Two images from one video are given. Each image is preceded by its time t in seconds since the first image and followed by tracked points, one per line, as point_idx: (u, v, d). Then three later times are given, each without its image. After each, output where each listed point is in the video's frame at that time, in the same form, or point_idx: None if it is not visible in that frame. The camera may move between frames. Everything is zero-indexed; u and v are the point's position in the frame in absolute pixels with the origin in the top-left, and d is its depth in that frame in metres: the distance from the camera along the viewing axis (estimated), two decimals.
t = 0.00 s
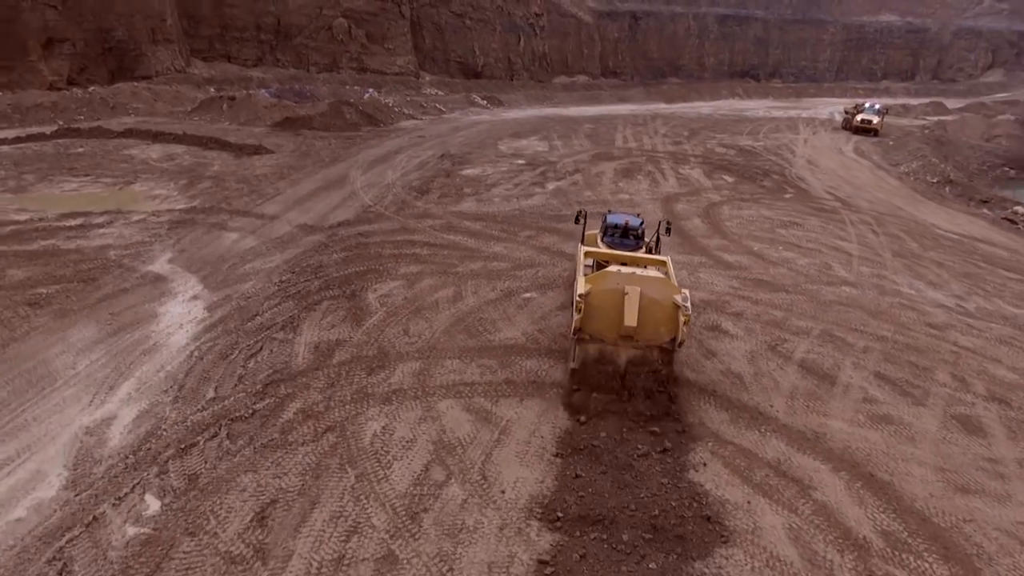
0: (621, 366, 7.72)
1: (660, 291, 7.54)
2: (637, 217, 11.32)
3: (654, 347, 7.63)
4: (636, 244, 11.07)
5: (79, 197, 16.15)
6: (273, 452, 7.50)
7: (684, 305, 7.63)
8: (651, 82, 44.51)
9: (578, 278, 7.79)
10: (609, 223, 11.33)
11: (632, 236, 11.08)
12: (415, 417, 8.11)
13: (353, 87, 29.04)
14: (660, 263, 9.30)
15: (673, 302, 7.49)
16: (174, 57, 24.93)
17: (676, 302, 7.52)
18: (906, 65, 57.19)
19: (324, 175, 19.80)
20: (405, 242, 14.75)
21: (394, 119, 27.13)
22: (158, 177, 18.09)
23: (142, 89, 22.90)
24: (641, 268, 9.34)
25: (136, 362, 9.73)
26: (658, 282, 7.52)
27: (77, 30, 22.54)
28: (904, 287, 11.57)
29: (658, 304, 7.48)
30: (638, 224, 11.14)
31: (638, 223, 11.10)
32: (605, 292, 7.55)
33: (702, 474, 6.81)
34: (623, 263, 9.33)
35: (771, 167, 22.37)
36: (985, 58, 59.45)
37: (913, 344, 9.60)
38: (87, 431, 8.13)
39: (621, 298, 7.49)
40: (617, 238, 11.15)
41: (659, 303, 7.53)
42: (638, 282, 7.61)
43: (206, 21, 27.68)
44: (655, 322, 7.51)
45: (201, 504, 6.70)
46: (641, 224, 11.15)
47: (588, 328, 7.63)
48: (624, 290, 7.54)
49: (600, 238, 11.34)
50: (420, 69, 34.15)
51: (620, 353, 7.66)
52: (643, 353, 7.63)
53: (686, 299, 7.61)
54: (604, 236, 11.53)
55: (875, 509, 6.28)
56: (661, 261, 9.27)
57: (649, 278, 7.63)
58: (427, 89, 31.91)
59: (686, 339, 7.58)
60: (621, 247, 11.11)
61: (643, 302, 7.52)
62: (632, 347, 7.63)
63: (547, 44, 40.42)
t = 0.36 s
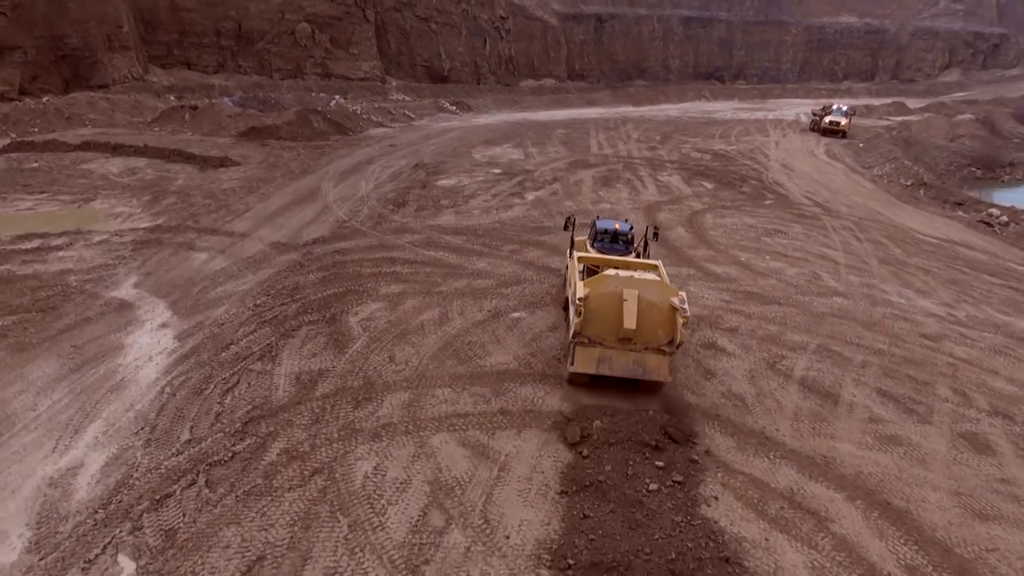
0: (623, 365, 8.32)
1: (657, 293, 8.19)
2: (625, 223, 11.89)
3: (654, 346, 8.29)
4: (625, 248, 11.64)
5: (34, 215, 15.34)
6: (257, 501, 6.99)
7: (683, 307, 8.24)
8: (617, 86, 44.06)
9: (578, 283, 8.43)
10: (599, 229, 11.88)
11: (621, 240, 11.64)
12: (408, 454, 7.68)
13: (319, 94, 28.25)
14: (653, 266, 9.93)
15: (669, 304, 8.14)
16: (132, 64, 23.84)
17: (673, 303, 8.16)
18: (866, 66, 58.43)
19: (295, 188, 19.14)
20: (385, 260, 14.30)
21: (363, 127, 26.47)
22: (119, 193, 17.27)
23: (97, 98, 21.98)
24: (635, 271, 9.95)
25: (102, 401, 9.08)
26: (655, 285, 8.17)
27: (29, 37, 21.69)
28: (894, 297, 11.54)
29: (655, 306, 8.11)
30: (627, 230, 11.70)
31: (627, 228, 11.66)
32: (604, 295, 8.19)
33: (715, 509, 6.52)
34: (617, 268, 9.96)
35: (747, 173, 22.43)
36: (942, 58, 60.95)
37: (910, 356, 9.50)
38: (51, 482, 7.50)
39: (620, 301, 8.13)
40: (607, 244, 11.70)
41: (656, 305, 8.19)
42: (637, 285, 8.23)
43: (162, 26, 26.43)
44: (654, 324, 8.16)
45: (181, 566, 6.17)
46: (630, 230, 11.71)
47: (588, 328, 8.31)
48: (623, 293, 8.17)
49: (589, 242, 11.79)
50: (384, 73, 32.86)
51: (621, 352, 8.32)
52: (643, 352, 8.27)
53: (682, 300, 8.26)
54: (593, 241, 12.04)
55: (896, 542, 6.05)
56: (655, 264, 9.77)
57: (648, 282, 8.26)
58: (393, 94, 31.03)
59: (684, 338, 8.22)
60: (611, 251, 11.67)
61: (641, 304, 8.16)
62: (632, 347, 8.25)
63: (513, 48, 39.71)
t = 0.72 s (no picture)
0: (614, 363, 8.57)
1: (645, 292, 8.47)
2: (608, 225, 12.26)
3: (643, 343, 8.56)
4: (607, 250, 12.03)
5: None
6: (240, 554, 6.52)
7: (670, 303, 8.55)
8: (583, 88, 43.87)
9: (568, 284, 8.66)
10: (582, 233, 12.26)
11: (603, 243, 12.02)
12: (400, 492, 7.28)
13: (282, 100, 27.48)
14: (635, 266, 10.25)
15: (657, 301, 8.42)
16: (85, 72, 22.89)
17: (660, 300, 8.46)
18: (825, 66, 59.60)
19: (263, 201, 18.46)
20: (362, 277, 13.82)
21: (330, 134, 25.78)
22: (75, 209, 16.43)
23: (50, 108, 21.04)
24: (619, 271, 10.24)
25: (65, 442, 8.44)
26: (643, 284, 8.44)
27: None
28: (881, 305, 11.53)
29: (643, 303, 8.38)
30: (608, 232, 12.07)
31: (609, 231, 12.02)
32: (593, 294, 8.44)
33: (727, 543, 6.28)
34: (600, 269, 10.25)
35: (721, 177, 22.48)
36: (898, 58, 62.41)
37: (904, 367, 9.42)
38: (10, 539, 6.89)
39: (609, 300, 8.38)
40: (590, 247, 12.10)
41: (645, 303, 8.46)
42: (625, 284, 8.50)
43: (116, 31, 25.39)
44: (643, 320, 8.44)
45: None
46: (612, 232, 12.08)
47: (579, 328, 8.55)
48: (612, 292, 8.44)
49: (572, 245, 12.21)
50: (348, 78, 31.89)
51: (611, 350, 8.57)
52: (633, 350, 8.54)
53: (669, 297, 8.55)
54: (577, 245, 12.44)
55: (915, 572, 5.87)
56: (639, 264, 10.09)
57: (636, 280, 8.54)
58: (358, 99, 30.21)
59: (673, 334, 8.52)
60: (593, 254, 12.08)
61: (630, 302, 8.43)
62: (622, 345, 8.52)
63: (477, 51, 38.88)
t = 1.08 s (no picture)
0: (596, 359, 8.95)
1: (624, 289, 8.83)
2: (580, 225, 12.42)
3: (623, 338, 8.96)
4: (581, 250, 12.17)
5: None
6: None
7: (647, 298, 8.93)
8: (544, 90, 43.67)
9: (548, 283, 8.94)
10: (555, 234, 12.38)
11: (577, 243, 12.17)
12: (386, 530, 6.90)
13: (239, 106, 26.59)
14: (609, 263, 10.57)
15: (636, 298, 8.80)
16: (30, 79, 22.31)
17: (638, 297, 8.83)
18: (780, 67, 60.80)
19: (224, 214, 17.75)
20: (333, 294, 13.34)
21: (290, 141, 25.03)
22: (21, 226, 15.55)
23: None
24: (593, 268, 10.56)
25: (18, 486, 7.80)
26: (621, 281, 8.79)
27: None
28: (858, 310, 11.58)
29: (623, 301, 8.73)
30: (581, 232, 12.22)
31: (583, 231, 12.17)
32: (573, 293, 8.76)
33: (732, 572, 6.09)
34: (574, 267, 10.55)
35: (690, 181, 22.55)
36: (850, 59, 64.03)
37: (888, 374, 9.41)
38: None
39: (590, 298, 8.71)
40: (564, 248, 12.21)
41: (624, 300, 8.82)
42: (603, 281, 8.84)
43: (62, 37, 24.33)
44: (623, 317, 8.82)
45: None
46: (584, 232, 12.23)
47: (561, 326, 8.89)
48: (591, 289, 8.78)
49: (546, 247, 12.29)
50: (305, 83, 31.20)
51: (592, 346, 8.95)
52: (613, 345, 8.93)
53: (647, 293, 8.93)
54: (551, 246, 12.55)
55: None
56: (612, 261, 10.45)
57: (613, 278, 8.88)
58: (316, 104, 29.33)
59: (651, 329, 8.93)
60: (568, 254, 12.19)
61: (609, 300, 8.78)
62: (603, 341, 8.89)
63: (437, 54, 38.23)
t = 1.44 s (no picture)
0: (571, 354, 9.22)
1: (597, 285, 9.09)
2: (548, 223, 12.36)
3: (597, 332, 9.23)
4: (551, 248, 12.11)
5: None
6: None
7: (620, 294, 9.19)
8: (503, 93, 43.34)
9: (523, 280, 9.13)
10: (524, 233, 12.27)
11: (546, 241, 12.10)
12: (370, 566, 6.54)
13: (193, 112, 25.66)
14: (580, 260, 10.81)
15: (609, 293, 9.06)
16: None
17: (611, 292, 9.10)
18: (734, 68, 61.86)
19: (181, 226, 17.01)
20: (300, 309, 12.84)
21: (248, 149, 24.23)
22: None
23: None
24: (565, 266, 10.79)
25: None
26: (595, 278, 9.04)
27: None
28: (833, 313, 11.65)
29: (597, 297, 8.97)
30: (550, 230, 12.17)
31: (552, 228, 12.12)
32: (548, 290, 8.97)
33: None
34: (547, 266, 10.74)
35: (656, 183, 22.60)
36: (802, 59, 65.56)
37: (868, 379, 9.43)
38: None
39: (564, 294, 8.93)
40: (533, 246, 12.11)
41: (597, 295, 9.07)
42: (576, 278, 9.07)
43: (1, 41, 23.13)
44: (597, 312, 9.08)
45: None
46: (553, 229, 12.19)
47: (536, 322, 9.09)
48: (565, 286, 9.00)
49: (516, 246, 12.21)
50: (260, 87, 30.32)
51: (567, 341, 9.20)
52: (587, 340, 9.20)
53: (619, 288, 9.21)
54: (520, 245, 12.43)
55: None
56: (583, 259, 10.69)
57: (586, 274, 9.11)
58: (272, 110, 28.40)
59: (624, 323, 9.22)
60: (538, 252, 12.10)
61: (584, 296, 9.01)
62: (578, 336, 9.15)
63: (394, 57, 37.50)
